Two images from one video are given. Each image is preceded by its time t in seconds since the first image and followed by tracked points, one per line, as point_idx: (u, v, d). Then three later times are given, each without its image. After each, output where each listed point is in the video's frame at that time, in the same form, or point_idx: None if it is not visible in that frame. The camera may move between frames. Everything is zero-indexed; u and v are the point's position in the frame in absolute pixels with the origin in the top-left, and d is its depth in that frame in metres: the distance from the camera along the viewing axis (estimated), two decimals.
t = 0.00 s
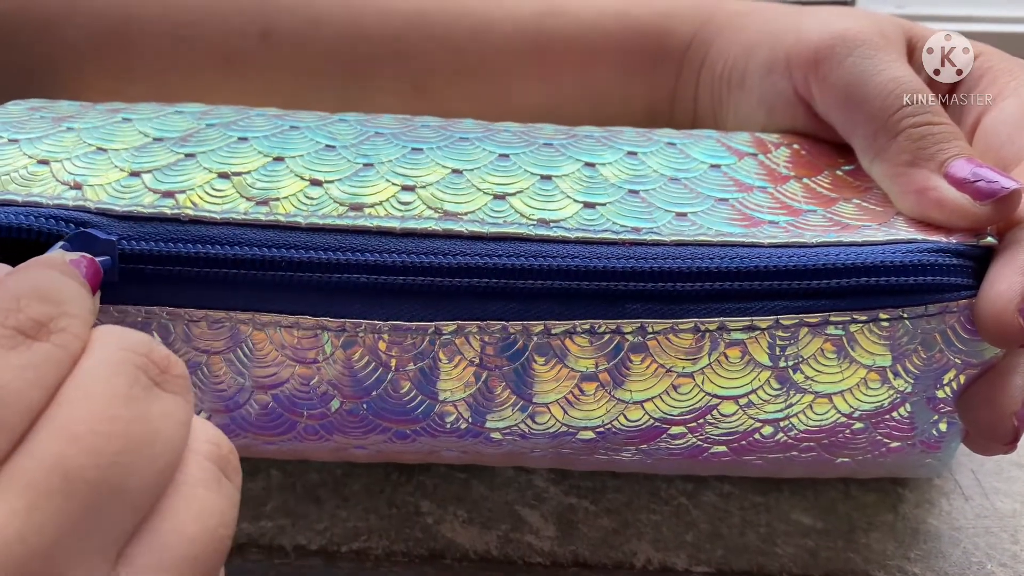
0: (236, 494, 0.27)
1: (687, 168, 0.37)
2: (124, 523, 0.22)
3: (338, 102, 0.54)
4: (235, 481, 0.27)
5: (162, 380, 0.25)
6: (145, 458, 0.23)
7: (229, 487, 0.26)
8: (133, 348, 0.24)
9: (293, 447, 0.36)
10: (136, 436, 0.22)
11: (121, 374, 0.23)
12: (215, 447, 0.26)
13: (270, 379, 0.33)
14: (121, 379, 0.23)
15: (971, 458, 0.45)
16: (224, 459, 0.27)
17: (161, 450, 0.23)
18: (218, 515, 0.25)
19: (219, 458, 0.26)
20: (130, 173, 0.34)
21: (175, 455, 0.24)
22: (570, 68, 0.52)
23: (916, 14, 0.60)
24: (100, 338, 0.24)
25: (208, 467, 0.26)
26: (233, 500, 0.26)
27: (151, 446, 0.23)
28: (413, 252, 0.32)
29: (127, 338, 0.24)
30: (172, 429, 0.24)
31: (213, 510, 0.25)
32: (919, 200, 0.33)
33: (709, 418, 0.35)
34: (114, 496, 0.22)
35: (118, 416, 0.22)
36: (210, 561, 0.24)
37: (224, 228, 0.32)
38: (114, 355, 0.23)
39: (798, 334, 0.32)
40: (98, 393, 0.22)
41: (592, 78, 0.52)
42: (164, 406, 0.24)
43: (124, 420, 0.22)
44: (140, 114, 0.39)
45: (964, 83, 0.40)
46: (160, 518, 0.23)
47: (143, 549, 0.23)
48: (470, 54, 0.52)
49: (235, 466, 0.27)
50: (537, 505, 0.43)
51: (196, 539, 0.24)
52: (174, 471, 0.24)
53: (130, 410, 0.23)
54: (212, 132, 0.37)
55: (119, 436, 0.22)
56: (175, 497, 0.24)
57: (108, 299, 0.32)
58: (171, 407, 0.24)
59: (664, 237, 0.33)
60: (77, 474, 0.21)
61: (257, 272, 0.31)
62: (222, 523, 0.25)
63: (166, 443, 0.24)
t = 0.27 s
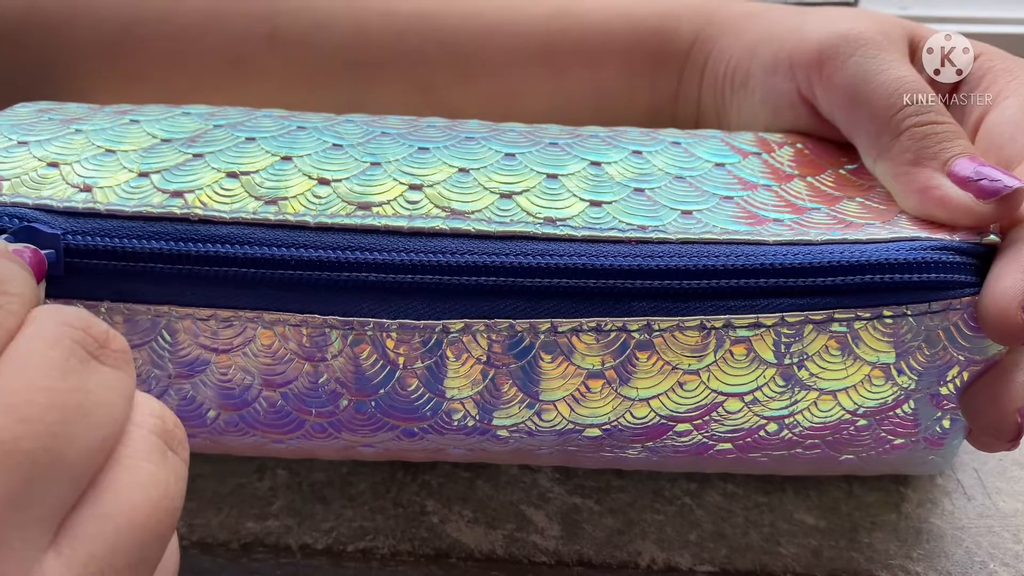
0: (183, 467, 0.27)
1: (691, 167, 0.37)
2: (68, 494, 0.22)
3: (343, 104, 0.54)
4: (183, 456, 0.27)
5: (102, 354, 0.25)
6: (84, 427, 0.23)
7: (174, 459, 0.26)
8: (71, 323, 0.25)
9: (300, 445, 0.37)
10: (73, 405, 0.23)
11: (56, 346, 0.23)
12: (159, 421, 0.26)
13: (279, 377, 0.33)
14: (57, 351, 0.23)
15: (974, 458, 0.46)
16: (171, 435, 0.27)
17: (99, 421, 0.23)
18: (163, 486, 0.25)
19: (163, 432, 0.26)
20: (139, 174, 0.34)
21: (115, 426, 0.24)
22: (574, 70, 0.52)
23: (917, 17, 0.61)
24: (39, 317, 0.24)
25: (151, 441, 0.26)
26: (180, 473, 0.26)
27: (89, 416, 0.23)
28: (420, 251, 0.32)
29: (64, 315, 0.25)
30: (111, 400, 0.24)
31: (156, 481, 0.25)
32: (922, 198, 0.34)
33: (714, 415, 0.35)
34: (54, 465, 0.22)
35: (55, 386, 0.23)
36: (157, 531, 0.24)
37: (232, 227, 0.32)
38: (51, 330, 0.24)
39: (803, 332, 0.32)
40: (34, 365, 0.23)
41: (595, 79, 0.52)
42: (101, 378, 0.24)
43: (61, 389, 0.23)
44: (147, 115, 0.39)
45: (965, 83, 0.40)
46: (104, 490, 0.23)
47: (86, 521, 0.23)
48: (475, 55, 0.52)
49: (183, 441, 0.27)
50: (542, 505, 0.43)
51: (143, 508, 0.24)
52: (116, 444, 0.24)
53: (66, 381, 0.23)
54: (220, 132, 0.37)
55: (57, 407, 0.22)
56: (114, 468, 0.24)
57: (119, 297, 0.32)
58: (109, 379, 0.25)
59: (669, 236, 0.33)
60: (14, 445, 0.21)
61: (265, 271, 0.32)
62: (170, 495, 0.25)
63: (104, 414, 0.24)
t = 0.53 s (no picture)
0: (145, 458, 0.26)
1: (698, 162, 0.37)
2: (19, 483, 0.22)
3: (347, 101, 0.54)
4: (145, 446, 0.27)
5: (58, 342, 0.25)
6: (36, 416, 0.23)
7: (134, 449, 0.26)
8: (28, 312, 0.25)
9: (307, 442, 0.37)
10: (23, 393, 0.23)
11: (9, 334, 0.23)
12: (120, 411, 0.26)
13: (285, 373, 0.33)
14: (12, 339, 0.23)
15: (980, 456, 0.45)
16: (132, 425, 0.27)
17: (54, 408, 0.23)
18: (120, 476, 0.25)
19: (123, 422, 0.26)
20: (145, 170, 0.34)
21: (71, 413, 0.24)
22: (578, 67, 0.52)
23: (923, 14, 0.61)
24: None
25: (111, 430, 0.26)
26: (141, 464, 0.26)
27: (44, 404, 0.23)
28: (427, 248, 0.32)
29: (23, 304, 0.25)
30: (66, 389, 0.24)
31: (114, 471, 0.25)
32: (930, 193, 0.34)
33: (721, 411, 0.35)
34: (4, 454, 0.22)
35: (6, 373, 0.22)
36: (113, 521, 0.24)
37: (238, 224, 0.32)
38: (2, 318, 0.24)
39: (811, 328, 0.32)
40: None
41: (600, 76, 0.52)
42: (57, 367, 0.24)
43: (13, 376, 0.23)
44: (153, 112, 0.39)
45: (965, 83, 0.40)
46: (57, 479, 0.23)
47: (36, 509, 0.23)
48: (480, 52, 0.52)
49: (145, 432, 0.27)
50: (547, 502, 0.43)
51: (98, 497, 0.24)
52: (70, 433, 0.24)
53: (19, 369, 0.23)
54: (225, 129, 0.37)
55: (6, 394, 0.22)
56: (71, 457, 0.24)
57: (125, 295, 0.32)
58: (65, 368, 0.25)
59: (677, 232, 0.33)
60: None
61: (272, 267, 0.31)
62: (130, 485, 0.25)
63: (59, 402, 0.24)
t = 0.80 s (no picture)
0: (131, 455, 0.26)
1: (697, 162, 0.37)
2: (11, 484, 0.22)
3: (345, 99, 0.54)
4: (131, 444, 0.27)
5: (46, 344, 0.25)
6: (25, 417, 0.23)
7: (120, 448, 0.26)
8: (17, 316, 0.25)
9: (305, 443, 0.37)
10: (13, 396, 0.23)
11: None
12: (106, 410, 0.26)
13: (283, 375, 0.33)
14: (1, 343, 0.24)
15: (979, 455, 0.45)
16: (118, 423, 0.27)
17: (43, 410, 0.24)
18: (109, 475, 0.25)
19: (109, 421, 0.26)
20: (141, 170, 0.34)
21: (59, 415, 0.24)
22: (577, 64, 0.52)
23: (923, 12, 0.60)
24: None
25: (98, 428, 0.26)
26: (128, 461, 0.26)
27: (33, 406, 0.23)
28: (424, 249, 0.32)
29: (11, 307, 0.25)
30: (56, 392, 0.24)
31: (103, 470, 0.25)
32: (928, 192, 0.34)
33: (720, 412, 0.35)
34: None
35: None
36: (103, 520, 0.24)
37: (235, 225, 0.32)
38: None
39: (809, 328, 0.32)
40: None
41: (599, 74, 0.52)
42: (46, 369, 0.25)
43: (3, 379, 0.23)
44: (149, 112, 0.39)
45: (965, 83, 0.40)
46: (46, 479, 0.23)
47: (28, 512, 0.23)
48: (478, 50, 0.52)
49: (131, 430, 0.27)
50: (545, 502, 0.43)
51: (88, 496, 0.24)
52: (59, 434, 0.24)
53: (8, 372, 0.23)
54: (222, 128, 0.37)
55: None
56: (59, 459, 0.24)
57: (122, 297, 0.32)
58: (53, 369, 0.25)
59: (675, 232, 0.33)
60: None
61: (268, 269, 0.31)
62: (117, 483, 0.25)
63: (48, 403, 0.24)
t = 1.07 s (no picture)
0: (68, 437, 0.27)
1: (699, 159, 0.37)
2: None
3: (346, 97, 0.54)
4: (68, 426, 0.27)
5: None
6: None
7: (56, 429, 0.26)
8: None
9: (307, 442, 0.37)
10: None
11: None
12: (41, 392, 0.26)
13: (285, 374, 0.33)
14: None
15: (980, 453, 0.45)
16: (52, 406, 0.27)
17: None
18: (44, 456, 0.25)
19: (43, 402, 0.26)
20: (142, 167, 0.34)
21: None
22: (578, 62, 0.52)
23: (925, 9, 0.60)
24: None
25: (30, 410, 0.26)
26: (63, 443, 0.26)
27: None
28: (426, 248, 0.32)
29: None
30: None
31: (38, 449, 0.25)
32: (930, 189, 0.34)
33: (722, 409, 0.35)
34: None
35: None
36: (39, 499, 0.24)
37: (237, 224, 0.32)
38: None
39: (811, 325, 0.32)
40: None
41: (600, 71, 0.52)
42: None
43: None
44: (149, 110, 0.39)
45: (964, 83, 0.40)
46: None
47: None
48: (479, 47, 0.52)
49: (67, 414, 0.27)
50: (545, 500, 0.43)
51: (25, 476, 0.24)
52: None
53: None
54: (222, 126, 0.37)
55: None
56: None
57: (124, 296, 0.32)
58: None
59: (677, 230, 0.33)
60: None
61: (269, 267, 0.31)
62: (53, 462, 0.25)
63: None
